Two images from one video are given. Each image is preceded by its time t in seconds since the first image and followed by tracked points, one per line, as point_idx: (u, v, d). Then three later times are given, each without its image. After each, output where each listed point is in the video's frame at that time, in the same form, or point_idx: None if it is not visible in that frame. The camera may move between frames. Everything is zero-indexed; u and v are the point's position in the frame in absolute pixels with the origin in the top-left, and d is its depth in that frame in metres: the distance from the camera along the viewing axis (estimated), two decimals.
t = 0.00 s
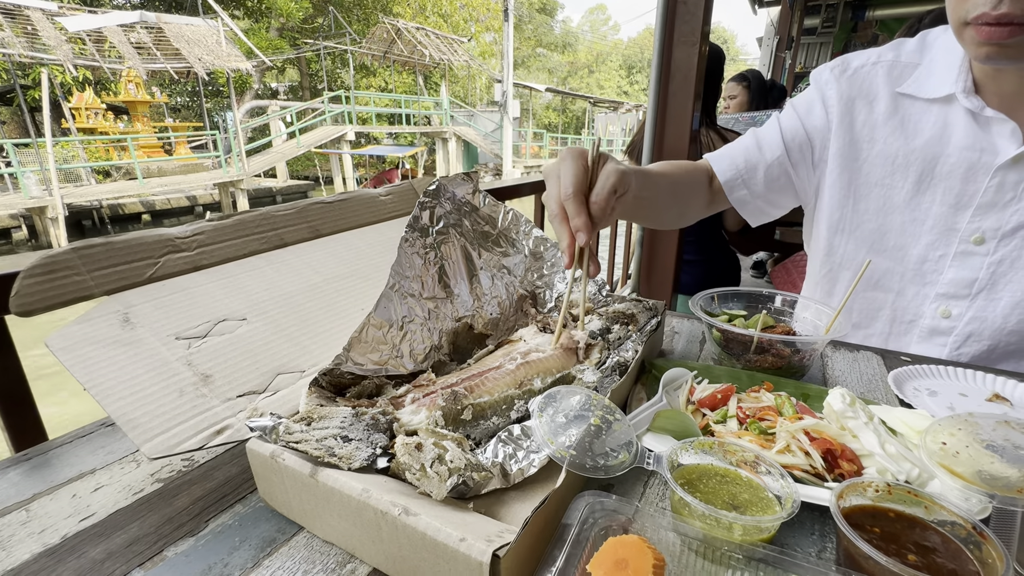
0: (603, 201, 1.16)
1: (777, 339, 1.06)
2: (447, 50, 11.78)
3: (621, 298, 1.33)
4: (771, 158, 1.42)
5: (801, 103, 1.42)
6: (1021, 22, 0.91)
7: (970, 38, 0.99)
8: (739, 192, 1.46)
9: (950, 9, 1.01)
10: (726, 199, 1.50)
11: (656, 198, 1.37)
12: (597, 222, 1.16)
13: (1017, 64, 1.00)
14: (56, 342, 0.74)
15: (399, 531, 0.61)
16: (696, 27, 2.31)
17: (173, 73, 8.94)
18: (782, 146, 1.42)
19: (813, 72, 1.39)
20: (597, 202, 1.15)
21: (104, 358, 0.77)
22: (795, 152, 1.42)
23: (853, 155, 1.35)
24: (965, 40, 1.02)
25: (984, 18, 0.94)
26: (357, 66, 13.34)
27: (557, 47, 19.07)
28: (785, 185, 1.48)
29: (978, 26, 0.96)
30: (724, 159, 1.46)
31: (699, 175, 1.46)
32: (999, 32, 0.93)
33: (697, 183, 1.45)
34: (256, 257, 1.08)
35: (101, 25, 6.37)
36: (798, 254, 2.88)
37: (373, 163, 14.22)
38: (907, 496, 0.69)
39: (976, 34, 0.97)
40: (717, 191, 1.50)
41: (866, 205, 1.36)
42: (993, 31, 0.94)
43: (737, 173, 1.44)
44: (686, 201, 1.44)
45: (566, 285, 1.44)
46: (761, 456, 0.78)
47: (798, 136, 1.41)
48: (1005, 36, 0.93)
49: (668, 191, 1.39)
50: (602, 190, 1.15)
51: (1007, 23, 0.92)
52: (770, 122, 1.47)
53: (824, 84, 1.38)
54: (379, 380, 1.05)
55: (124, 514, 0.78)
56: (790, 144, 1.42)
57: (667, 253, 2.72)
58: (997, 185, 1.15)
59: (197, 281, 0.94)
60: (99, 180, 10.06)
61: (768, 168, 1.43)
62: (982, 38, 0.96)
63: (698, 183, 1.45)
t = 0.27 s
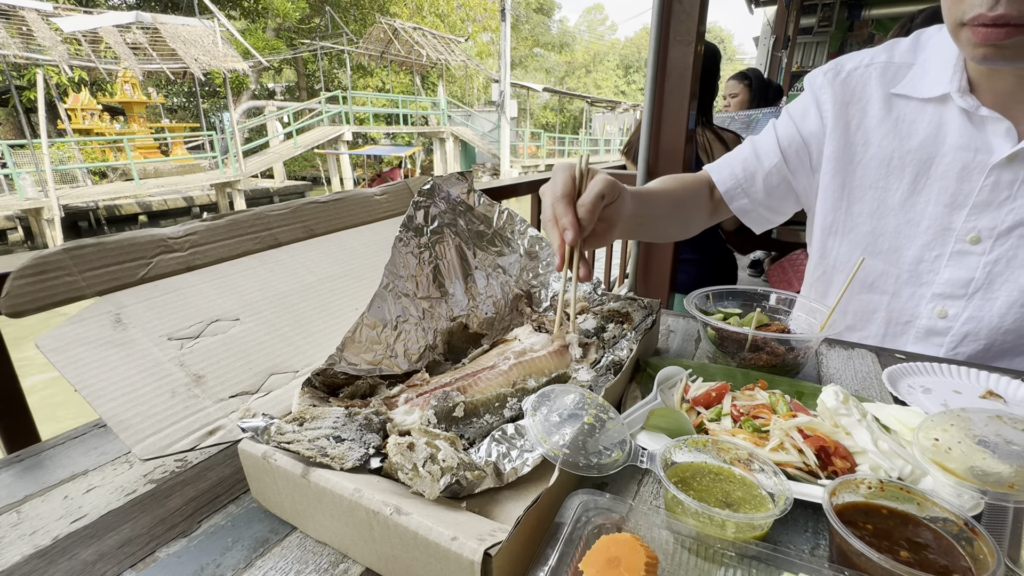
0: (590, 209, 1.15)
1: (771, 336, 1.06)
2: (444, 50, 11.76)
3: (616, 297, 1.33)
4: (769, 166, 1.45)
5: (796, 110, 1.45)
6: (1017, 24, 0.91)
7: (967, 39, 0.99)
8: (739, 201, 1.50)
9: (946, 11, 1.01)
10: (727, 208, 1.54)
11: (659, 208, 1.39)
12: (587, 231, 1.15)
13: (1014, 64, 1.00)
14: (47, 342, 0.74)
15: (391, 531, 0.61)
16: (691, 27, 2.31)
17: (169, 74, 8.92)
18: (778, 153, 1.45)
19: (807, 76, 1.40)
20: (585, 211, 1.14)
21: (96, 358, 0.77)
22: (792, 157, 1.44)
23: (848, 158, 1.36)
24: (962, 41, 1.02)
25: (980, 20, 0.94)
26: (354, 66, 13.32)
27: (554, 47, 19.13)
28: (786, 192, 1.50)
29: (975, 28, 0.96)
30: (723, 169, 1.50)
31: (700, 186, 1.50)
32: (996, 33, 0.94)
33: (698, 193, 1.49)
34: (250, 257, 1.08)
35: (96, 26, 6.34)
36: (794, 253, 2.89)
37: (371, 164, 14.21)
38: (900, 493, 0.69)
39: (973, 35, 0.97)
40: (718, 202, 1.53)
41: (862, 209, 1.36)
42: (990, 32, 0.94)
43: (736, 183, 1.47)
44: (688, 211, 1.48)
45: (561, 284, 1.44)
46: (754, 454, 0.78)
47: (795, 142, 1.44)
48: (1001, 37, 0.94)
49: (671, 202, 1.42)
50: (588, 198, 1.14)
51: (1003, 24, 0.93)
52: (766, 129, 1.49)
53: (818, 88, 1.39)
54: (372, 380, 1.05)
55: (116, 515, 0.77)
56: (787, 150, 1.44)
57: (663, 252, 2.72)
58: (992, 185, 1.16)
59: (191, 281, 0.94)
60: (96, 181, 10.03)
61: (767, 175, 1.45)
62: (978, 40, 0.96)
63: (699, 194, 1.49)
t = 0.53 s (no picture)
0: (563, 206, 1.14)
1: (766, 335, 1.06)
2: (441, 50, 11.75)
3: (611, 296, 1.33)
4: (765, 165, 1.44)
5: (790, 110, 1.44)
6: (1002, 26, 0.91)
7: (955, 41, 0.99)
8: (736, 201, 1.49)
9: (934, 13, 1.01)
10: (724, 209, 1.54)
11: (653, 209, 1.39)
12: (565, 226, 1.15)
13: (1001, 65, 1.00)
14: (36, 342, 0.73)
15: (383, 532, 0.60)
16: (686, 26, 2.31)
17: (165, 75, 8.88)
18: (774, 151, 1.44)
19: (800, 76, 1.40)
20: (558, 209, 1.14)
21: (86, 359, 0.76)
22: (787, 156, 1.44)
23: (842, 157, 1.36)
24: (950, 43, 1.02)
25: (966, 22, 0.94)
26: (351, 66, 13.29)
27: (551, 47, 19.15)
28: (782, 191, 1.50)
29: (961, 30, 0.96)
30: (719, 169, 1.49)
31: (695, 187, 1.51)
32: (982, 36, 0.94)
33: (693, 194, 1.49)
34: (244, 256, 1.07)
35: (91, 26, 6.31)
36: (790, 252, 2.89)
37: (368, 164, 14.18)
38: (894, 491, 0.69)
39: (960, 37, 0.97)
40: (713, 202, 1.54)
41: (856, 207, 1.36)
42: (976, 35, 0.95)
43: (732, 183, 1.47)
44: (684, 212, 1.48)
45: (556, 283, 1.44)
46: (748, 453, 0.78)
47: (790, 141, 1.43)
48: (987, 39, 0.94)
49: (665, 203, 1.42)
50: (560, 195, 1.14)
51: (989, 27, 0.93)
52: (761, 129, 1.49)
53: (811, 88, 1.39)
54: (365, 381, 1.04)
55: (106, 518, 0.77)
56: (783, 149, 1.43)
57: (660, 252, 2.72)
58: (985, 183, 1.16)
59: (182, 281, 0.93)
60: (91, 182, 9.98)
61: (762, 175, 1.45)
62: (965, 42, 0.96)
63: (694, 195, 1.50)
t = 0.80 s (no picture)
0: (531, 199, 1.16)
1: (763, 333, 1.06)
2: (437, 51, 11.73)
3: (608, 295, 1.33)
4: (762, 162, 1.44)
5: (788, 107, 1.44)
6: (996, 24, 0.92)
7: (949, 40, 1.00)
8: (734, 198, 1.49)
9: (927, 11, 1.01)
10: (722, 206, 1.53)
11: (645, 207, 1.40)
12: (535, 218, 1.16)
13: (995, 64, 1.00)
14: (28, 344, 0.72)
15: (379, 532, 0.60)
16: (682, 25, 2.31)
17: (160, 76, 8.84)
18: (772, 148, 1.44)
19: (796, 73, 1.41)
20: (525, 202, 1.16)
21: (79, 360, 0.75)
22: (785, 153, 1.44)
23: (839, 154, 1.36)
24: (944, 41, 1.02)
25: (959, 21, 0.94)
26: (347, 67, 13.26)
27: (547, 47, 19.18)
28: (780, 189, 1.50)
29: (955, 28, 0.96)
30: (717, 167, 1.49)
31: (691, 185, 1.50)
32: (975, 35, 0.94)
33: (689, 191, 1.49)
34: (238, 256, 1.07)
35: (86, 27, 6.27)
36: (786, 251, 2.89)
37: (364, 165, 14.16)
38: (891, 487, 0.69)
39: (953, 36, 0.97)
40: (710, 200, 1.53)
41: (854, 204, 1.36)
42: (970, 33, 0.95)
43: (731, 180, 1.47)
44: (679, 210, 1.47)
45: (553, 283, 1.43)
46: (745, 450, 0.78)
47: (789, 137, 1.42)
48: (980, 37, 0.94)
49: (656, 201, 1.42)
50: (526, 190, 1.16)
51: (982, 25, 0.93)
52: (758, 127, 1.49)
53: (808, 86, 1.39)
54: (362, 381, 1.04)
55: (101, 520, 0.76)
56: (782, 146, 1.43)
57: (657, 251, 2.73)
58: (981, 179, 1.17)
59: (177, 281, 0.93)
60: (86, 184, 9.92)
61: (759, 172, 1.45)
62: (959, 40, 0.97)
63: (690, 192, 1.49)
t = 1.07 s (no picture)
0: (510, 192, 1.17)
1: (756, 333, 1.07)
2: (432, 52, 11.72)
3: (603, 296, 1.33)
4: (757, 161, 1.45)
5: (782, 107, 1.45)
6: (991, 26, 0.93)
7: (944, 41, 1.01)
8: (728, 197, 1.49)
9: (923, 12, 1.03)
10: (714, 205, 1.53)
11: (632, 206, 1.41)
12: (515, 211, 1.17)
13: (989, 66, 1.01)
14: (21, 350, 0.72)
15: (375, 535, 0.60)
16: (676, 27, 2.33)
17: (154, 78, 8.79)
18: (766, 148, 1.45)
19: (790, 74, 1.41)
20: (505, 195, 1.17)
21: (73, 365, 0.75)
22: (778, 153, 1.45)
23: (832, 154, 1.37)
24: (939, 43, 1.03)
25: (955, 22, 0.95)
26: (342, 68, 13.23)
27: (542, 48, 19.21)
28: (773, 188, 1.51)
29: (950, 30, 0.98)
30: (711, 166, 1.49)
31: (683, 184, 1.50)
32: (971, 36, 0.95)
33: (680, 190, 1.49)
34: (233, 260, 1.07)
35: (78, 29, 6.23)
36: (781, 251, 2.91)
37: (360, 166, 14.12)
38: (882, 486, 0.70)
39: (949, 37, 0.99)
40: (703, 198, 1.52)
41: (847, 204, 1.37)
42: (965, 34, 0.96)
43: (725, 179, 1.47)
44: (669, 209, 1.47)
45: (549, 284, 1.44)
46: (739, 450, 0.78)
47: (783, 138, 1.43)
48: (977, 39, 0.95)
49: (643, 199, 1.43)
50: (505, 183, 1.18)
51: (978, 27, 0.94)
52: (752, 127, 1.50)
53: (802, 86, 1.40)
54: (357, 384, 1.03)
55: (95, 526, 0.76)
56: (775, 146, 1.44)
57: (652, 252, 2.74)
58: (973, 180, 1.18)
59: (171, 286, 0.93)
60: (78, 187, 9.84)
61: (754, 171, 1.45)
62: (955, 42, 0.98)
63: (681, 192, 1.49)
